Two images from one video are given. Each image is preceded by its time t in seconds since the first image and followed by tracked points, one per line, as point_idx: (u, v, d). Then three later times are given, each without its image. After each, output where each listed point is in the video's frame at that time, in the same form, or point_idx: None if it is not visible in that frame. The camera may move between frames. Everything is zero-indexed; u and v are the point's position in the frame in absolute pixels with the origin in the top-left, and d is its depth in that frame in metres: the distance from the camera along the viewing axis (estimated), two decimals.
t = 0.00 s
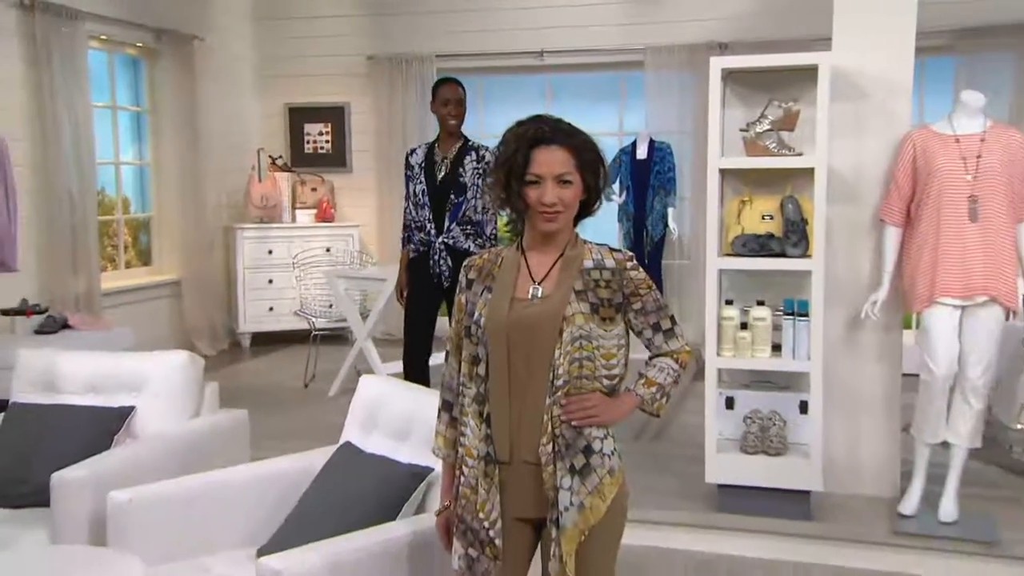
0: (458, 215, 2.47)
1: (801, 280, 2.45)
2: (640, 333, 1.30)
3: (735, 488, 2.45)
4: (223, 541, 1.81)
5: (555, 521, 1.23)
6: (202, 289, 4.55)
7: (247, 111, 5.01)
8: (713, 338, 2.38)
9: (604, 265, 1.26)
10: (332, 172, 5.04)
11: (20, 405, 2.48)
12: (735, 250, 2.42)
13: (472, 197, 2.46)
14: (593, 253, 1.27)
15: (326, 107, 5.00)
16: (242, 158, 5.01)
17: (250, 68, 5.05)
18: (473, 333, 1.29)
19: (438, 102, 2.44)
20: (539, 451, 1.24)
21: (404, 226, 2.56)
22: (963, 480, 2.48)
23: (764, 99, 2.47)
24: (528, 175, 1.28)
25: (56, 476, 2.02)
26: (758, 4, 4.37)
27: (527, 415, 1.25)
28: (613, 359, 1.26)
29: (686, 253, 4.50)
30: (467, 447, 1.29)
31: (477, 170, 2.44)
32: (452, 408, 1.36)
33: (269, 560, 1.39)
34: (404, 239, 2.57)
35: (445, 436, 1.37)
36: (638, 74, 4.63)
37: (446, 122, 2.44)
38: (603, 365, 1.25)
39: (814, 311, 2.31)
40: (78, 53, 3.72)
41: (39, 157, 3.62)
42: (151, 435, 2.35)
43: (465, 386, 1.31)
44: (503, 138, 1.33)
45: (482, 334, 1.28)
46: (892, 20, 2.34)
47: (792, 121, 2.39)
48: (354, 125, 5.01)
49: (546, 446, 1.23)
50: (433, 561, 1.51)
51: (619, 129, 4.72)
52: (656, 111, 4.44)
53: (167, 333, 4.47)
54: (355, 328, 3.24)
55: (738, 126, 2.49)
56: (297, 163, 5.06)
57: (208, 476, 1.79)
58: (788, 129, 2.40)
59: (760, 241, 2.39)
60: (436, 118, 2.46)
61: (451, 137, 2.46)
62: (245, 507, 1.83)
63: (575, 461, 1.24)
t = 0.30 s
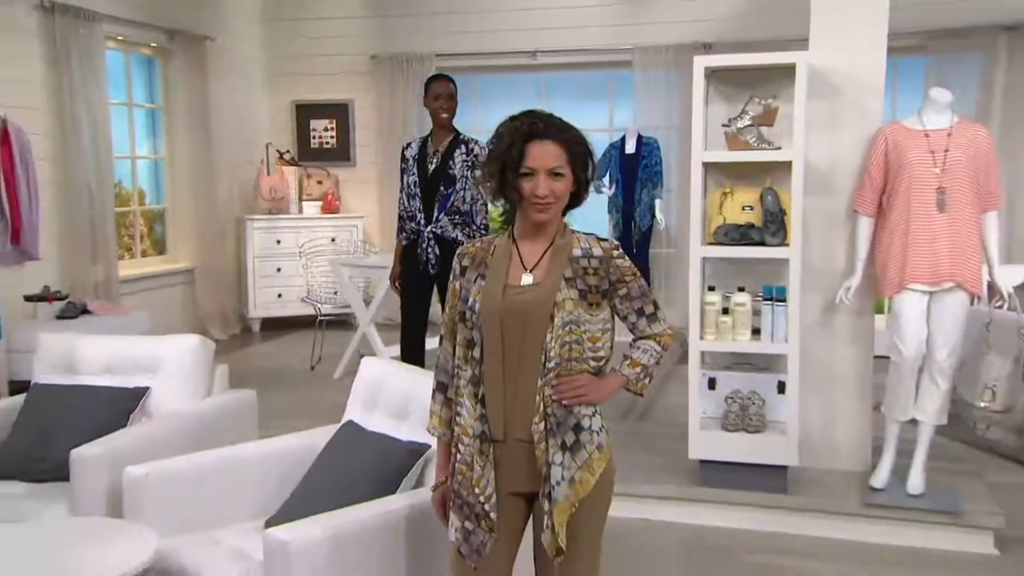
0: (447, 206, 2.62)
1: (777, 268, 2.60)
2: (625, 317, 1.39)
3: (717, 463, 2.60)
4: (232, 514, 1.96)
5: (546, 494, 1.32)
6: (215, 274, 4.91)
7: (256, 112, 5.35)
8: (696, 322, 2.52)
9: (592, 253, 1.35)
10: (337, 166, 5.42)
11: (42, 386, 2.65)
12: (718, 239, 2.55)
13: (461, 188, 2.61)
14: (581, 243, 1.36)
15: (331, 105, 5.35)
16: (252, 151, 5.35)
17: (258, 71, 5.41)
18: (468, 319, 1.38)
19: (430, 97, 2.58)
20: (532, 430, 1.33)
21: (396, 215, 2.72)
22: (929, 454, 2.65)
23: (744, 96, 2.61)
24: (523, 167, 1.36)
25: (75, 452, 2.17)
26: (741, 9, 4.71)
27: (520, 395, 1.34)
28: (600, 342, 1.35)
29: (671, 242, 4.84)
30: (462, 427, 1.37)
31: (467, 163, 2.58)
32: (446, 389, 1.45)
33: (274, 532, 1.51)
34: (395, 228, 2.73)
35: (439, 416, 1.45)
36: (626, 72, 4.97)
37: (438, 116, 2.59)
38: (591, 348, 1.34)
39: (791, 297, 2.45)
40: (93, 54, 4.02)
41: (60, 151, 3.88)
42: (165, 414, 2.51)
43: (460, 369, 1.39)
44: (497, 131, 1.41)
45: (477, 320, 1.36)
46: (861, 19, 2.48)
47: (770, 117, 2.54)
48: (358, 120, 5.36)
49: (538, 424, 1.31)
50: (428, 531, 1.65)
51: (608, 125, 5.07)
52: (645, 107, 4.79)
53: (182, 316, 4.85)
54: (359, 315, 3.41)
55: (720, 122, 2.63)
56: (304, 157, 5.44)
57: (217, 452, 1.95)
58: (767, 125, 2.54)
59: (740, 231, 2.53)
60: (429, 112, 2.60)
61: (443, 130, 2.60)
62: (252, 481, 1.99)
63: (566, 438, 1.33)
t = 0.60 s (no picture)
0: (435, 196, 2.78)
1: (756, 254, 2.75)
2: (609, 301, 1.49)
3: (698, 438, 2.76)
4: (244, 485, 2.13)
5: (537, 467, 1.41)
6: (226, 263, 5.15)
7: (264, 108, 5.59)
8: (679, 305, 2.69)
9: (578, 241, 1.45)
10: (341, 158, 5.62)
11: (62, 366, 2.87)
12: (700, 227, 2.71)
13: (449, 179, 2.77)
14: (568, 231, 1.46)
15: (335, 101, 5.56)
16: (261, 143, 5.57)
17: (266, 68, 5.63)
18: (461, 302, 1.46)
19: (420, 92, 2.73)
20: (523, 406, 1.41)
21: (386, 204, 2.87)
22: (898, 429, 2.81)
23: (725, 91, 2.76)
24: (513, 159, 1.45)
25: (92, 428, 2.32)
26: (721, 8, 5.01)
27: (511, 374, 1.43)
28: (586, 324, 1.45)
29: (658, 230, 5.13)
30: (456, 405, 1.44)
31: (455, 155, 2.75)
32: (439, 370, 1.52)
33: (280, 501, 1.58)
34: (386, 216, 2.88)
35: (433, 395, 1.53)
36: (615, 69, 5.23)
37: (428, 110, 2.74)
38: (578, 329, 1.44)
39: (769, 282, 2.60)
40: (113, 52, 4.20)
41: (80, 141, 4.09)
42: (177, 392, 2.67)
43: (454, 350, 1.47)
44: (488, 124, 1.50)
45: (471, 303, 1.44)
46: (834, 17, 2.63)
47: (750, 111, 2.69)
48: (360, 115, 5.58)
49: (529, 401, 1.40)
50: (424, 502, 1.74)
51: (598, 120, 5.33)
52: (634, 102, 5.09)
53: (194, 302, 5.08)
54: (362, 299, 3.57)
55: (703, 115, 2.78)
56: (310, 150, 5.65)
57: (229, 428, 2.12)
58: (746, 119, 2.70)
59: (721, 219, 2.68)
60: (419, 106, 2.75)
61: (432, 124, 2.75)
62: (262, 455, 2.16)
63: (554, 414, 1.42)
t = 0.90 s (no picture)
0: (428, 186, 2.95)
1: (737, 241, 2.91)
2: (593, 286, 1.55)
3: (682, 415, 2.92)
4: (249, 460, 2.30)
5: (527, 443, 1.49)
6: (237, 246, 5.40)
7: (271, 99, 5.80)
8: (664, 290, 2.84)
9: (565, 229, 1.51)
10: (343, 150, 5.88)
11: (79, 346, 3.07)
12: (683, 216, 2.86)
13: (441, 171, 2.95)
14: (555, 220, 1.52)
15: (339, 96, 5.80)
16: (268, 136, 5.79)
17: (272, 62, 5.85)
18: (454, 287, 1.52)
19: (409, 89, 2.89)
20: (515, 385, 1.49)
21: (378, 195, 3.01)
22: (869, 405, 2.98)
23: (707, 87, 2.92)
24: (502, 150, 1.51)
25: (108, 405, 2.48)
26: (704, 8, 5.25)
27: (503, 355, 1.50)
28: (573, 307, 1.52)
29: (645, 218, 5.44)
30: (451, 384, 1.51)
31: (446, 149, 2.94)
32: (433, 351, 1.58)
33: (284, 475, 1.66)
34: (378, 207, 3.02)
35: (428, 375, 1.59)
36: (603, 65, 5.51)
37: (415, 107, 2.91)
38: (565, 312, 1.51)
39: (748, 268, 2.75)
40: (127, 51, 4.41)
41: (96, 134, 4.30)
42: (188, 373, 2.84)
43: (448, 332, 1.54)
44: (478, 117, 1.55)
45: (463, 288, 1.51)
46: (809, 14, 2.78)
47: (729, 106, 2.85)
48: (362, 110, 5.82)
49: (520, 379, 1.48)
50: (420, 475, 1.84)
51: (588, 113, 5.62)
52: (622, 96, 5.34)
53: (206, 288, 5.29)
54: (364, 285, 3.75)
55: (686, 110, 2.94)
56: (315, 143, 5.91)
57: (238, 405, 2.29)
58: (726, 114, 2.86)
59: (703, 208, 2.83)
60: (406, 102, 2.91)
61: (420, 119, 2.92)
62: (266, 431, 2.32)
63: (544, 392, 1.50)
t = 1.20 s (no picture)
0: (427, 179, 3.17)
1: (717, 228, 3.09)
2: (574, 271, 1.71)
3: (665, 393, 3.10)
4: (251, 436, 2.48)
5: (524, 417, 1.63)
6: (247, 236, 5.71)
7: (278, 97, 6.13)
8: (649, 275, 3.00)
9: (551, 217, 1.65)
10: (347, 144, 6.22)
11: (98, 328, 3.27)
12: (666, 205, 3.04)
13: (437, 164, 3.18)
14: (541, 210, 1.66)
15: (344, 92, 6.13)
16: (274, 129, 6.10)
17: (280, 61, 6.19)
18: (450, 273, 1.62)
19: (398, 88, 3.08)
20: (513, 363, 1.61)
21: (376, 188, 3.17)
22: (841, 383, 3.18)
23: (689, 83, 3.09)
24: (492, 144, 1.62)
25: (126, 383, 2.67)
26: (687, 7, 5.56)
27: (500, 336, 1.62)
28: (560, 290, 1.66)
29: (632, 208, 5.82)
30: (451, 365, 1.62)
31: (440, 143, 3.17)
32: (426, 335, 1.68)
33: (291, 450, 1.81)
34: (377, 199, 3.19)
35: (421, 357, 1.68)
36: (593, 63, 5.86)
37: (404, 104, 3.10)
38: (555, 295, 1.65)
39: (727, 254, 2.92)
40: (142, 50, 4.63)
41: (113, 129, 4.52)
42: (200, 353, 3.04)
43: (445, 316, 1.64)
44: (467, 113, 1.66)
45: (461, 274, 1.61)
46: (784, 12, 2.94)
47: (711, 102, 3.02)
48: (365, 105, 6.15)
49: (518, 358, 1.60)
50: (413, 450, 2.00)
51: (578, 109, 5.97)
52: (610, 94, 5.68)
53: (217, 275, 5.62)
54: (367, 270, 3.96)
55: (670, 106, 3.12)
56: (319, 137, 6.24)
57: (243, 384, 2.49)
58: (708, 108, 3.03)
59: (686, 197, 3.01)
60: (396, 100, 3.10)
61: (411, 117, 3.13)
62: (267, 410, 2.52)
63: (538, 369, 1.63)
